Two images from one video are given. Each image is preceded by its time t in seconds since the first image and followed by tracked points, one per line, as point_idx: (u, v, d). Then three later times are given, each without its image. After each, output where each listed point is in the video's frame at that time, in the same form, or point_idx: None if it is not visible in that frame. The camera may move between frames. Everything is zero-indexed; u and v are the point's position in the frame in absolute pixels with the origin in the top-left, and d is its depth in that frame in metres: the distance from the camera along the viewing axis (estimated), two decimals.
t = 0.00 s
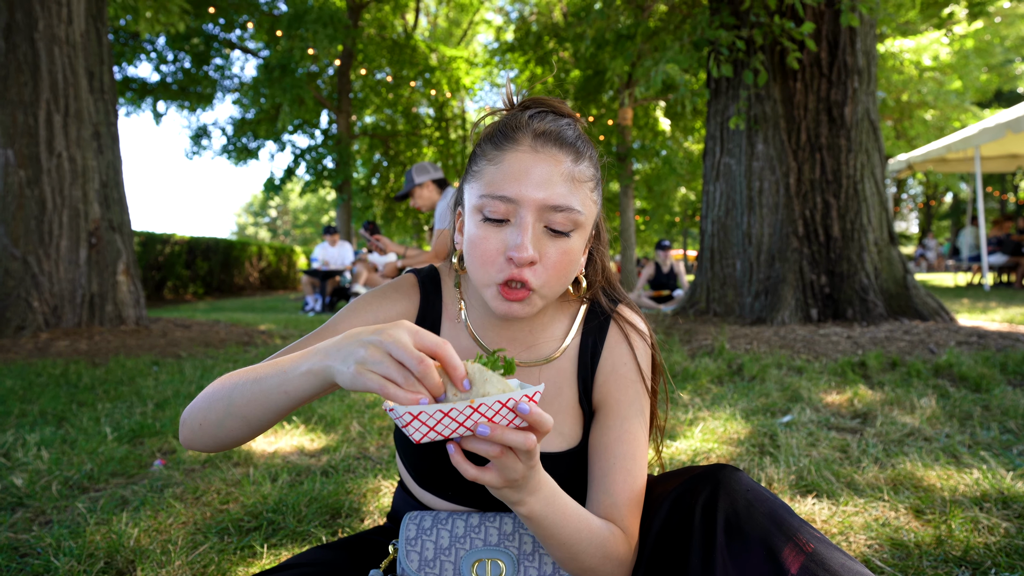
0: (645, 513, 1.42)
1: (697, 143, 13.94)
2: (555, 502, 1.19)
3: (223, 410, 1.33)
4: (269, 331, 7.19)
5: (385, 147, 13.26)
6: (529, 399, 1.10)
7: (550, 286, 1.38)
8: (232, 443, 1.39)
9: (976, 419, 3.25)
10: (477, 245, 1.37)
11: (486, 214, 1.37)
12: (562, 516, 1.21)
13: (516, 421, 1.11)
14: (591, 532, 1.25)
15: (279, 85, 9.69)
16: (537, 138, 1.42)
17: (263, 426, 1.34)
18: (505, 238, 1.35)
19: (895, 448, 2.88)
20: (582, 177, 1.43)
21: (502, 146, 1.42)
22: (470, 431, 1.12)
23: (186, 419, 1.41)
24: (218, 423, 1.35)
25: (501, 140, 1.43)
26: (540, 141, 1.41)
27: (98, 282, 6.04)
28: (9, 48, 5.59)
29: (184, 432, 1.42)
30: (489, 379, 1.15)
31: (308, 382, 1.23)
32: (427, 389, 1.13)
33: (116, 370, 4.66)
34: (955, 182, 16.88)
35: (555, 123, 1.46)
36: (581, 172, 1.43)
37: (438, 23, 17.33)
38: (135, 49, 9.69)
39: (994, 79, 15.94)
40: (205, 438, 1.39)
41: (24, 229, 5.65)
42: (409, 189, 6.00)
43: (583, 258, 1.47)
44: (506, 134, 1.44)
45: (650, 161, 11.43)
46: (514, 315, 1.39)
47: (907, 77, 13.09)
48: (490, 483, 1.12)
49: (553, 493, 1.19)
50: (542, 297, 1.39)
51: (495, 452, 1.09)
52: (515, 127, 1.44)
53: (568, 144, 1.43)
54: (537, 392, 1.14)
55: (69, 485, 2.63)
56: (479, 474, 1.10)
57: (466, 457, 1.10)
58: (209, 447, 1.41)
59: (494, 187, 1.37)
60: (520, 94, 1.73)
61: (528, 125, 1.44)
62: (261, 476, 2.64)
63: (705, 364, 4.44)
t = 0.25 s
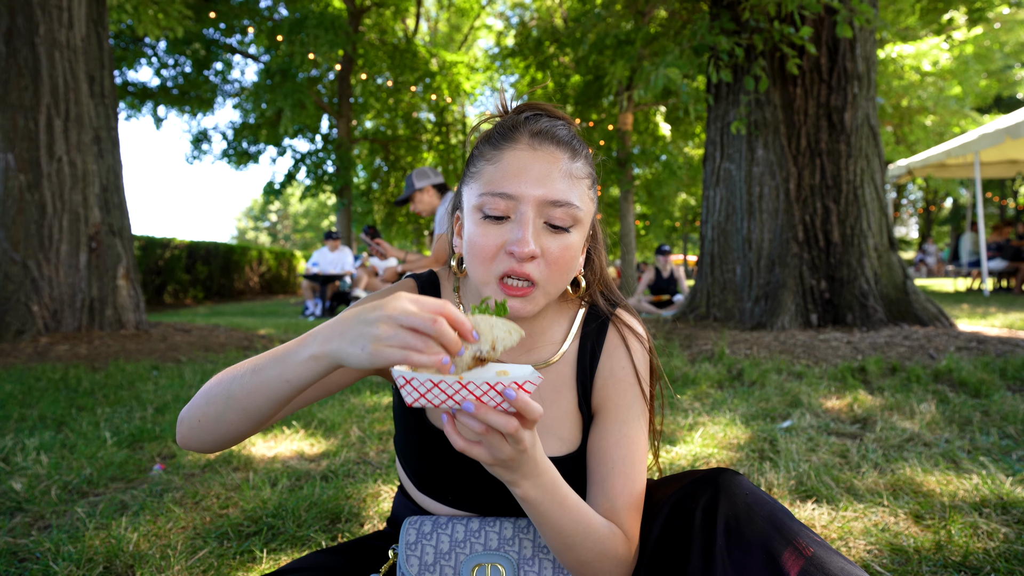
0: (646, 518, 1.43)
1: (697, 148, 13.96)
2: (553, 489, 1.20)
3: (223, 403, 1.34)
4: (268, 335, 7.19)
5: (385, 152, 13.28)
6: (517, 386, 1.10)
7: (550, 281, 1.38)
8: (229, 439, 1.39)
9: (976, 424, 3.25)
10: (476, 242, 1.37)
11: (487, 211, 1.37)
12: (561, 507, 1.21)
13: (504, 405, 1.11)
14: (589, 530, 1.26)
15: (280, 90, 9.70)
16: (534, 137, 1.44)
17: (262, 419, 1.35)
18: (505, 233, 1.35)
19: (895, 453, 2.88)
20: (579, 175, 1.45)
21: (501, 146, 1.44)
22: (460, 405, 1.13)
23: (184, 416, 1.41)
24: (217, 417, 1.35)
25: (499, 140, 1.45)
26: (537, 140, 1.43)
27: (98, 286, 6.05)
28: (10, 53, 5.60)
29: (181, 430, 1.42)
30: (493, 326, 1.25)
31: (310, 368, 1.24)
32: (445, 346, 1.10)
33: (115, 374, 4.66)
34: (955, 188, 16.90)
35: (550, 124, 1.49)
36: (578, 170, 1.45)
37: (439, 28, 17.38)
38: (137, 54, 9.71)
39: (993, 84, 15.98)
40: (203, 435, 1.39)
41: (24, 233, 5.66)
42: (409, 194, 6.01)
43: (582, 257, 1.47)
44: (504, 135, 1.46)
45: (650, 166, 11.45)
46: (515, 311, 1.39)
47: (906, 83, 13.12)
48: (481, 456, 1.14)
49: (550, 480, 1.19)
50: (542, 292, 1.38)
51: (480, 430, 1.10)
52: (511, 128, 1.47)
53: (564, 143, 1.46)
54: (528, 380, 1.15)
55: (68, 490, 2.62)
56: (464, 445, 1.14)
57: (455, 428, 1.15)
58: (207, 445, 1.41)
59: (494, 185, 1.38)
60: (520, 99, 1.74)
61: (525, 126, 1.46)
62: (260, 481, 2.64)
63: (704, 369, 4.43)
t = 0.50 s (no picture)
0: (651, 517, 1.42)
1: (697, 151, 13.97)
2: (549, 466, 1.20)
3: (234, 384, 1.32)
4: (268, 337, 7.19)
5: (386, 154, 13.29)
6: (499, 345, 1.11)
7: (544, 276, 1.36)
8: (234, 424, 1.37)
9: (976, 426, 3.25)
10: (471, 234, 1.37)
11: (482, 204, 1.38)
12: (559, 487, 1.21)
13: (490, 363, 1.12)
14: (588, 520, 1.25)
15: (280, 92, 9.71)
16: (533, 134, 1.45)
17: (274, 401, 1.34)
18: (499, 225, 1.35)
19: (895, 455, 2.88)
20: (576, 172, 1.45)
21: (500, 143, 1.46)
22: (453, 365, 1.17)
23: (186, 402, 1.38)
24: (225, 399, 1.33)
25: (500, 138, 1.47)
26: (535, 136, 1.44)
27: (98, 288, 6.05)
28: (10, 54, 5.61)
29: (183, 416, 1.39)
30: (502, 284, 1.27)
31: (333, 345, 1.26)
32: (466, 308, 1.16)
33: (115, 376, 4.66)
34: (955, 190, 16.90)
35: (551, 124, 1.50)
36: (575, 167, 1.45)
37: (439, 30, 17.40)
38: (137, 56, 9.72)
39: (993, 87, 15.99)
40: (207, 419, 1.36)
41: (24, 234, 5.66)
42: (409, 196, 6.01)
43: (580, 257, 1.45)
44: (505, 133, 1.47)
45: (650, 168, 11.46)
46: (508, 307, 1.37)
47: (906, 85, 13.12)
48: (478, 418, 1.15)
49: (547, 455, 1.20)
50: (536, 288, 1.36)
51: (470, 388, 1.12)
52: (513, 127, 1.48)
53: (563, 141, 1.46)
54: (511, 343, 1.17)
55: (68, 492, 2.62)
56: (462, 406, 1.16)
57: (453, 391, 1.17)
58: (209, 431, 1.39)
59: (490, 178, 1.39)
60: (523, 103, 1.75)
61: (526, 124, 1.47)
62: (260, 483, 2.64)
63: (704, 371, 4.43)
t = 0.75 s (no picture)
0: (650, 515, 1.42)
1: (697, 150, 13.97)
2: (552, 471, 1.20)
3: (233, 376, 1.33)
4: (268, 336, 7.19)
5: (385, 154, 13.29)
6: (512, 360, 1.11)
7: (547, 276, 1.36)
8: (235, 418, 1.38)
9: (975, 426, 3.25)
10: (474, 235, 1.37)
11: (484, 205, 1.37)
12: (561, 490, 1.21)
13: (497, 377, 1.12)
14: (589, 519, 1.25)
15: (280, 91, 9.70)
16: (533, 134, 1.45)
17: (273, 394, 1.34)
18: (502, 226, 1.34)
19: (894, 455, 2.88)
20: (577, 171, 1.45)
21: (500, 143, 1.45)
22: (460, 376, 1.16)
23: (188, 397, 1.39)
24: (225, 392, 1.34)
25: (500, 137, 1.47)
26: (536, 136, 1.44)
27: (97, 287, 6.05)
28: (9, 53, 5.61)
29: (185, 411, 1.39)
30: (496, 299, 1.25)
31: (328, 335, 1.26)
32: (447, 315, 1.16)
33: (114, 375, 4.66)
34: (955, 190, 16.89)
35: (551, 123, 1.50)
36: (577, 166, 1.45)
37: (439, 30, 17.40)
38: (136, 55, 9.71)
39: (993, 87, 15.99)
40: (208, 413, 1.37)
41: (24, 233, 5.66)
42: (408, 196, 6.01)
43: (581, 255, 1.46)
44: (505, 132, 1.47)
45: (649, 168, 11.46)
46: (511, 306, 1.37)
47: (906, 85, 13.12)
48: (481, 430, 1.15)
49: (553, 461, 1.20)
50: (539, 287, 1.36)
51: (477, 401, 1.12)
52: (512, 126, 1.48)
53: (563, 140, 1.46)
54: (526, 357, 1.16)
55: (67, 490, 2.62)
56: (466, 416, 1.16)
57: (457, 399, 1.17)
58: (211, 426, 1.39)
59: (492, 179, 1.39)
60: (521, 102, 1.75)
61: (525, 123, 1.47)
62: (260, 481, 2.64)
63: (703, 371, 4.43)
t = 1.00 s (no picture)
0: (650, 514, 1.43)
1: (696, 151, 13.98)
2: (554, 470, 1.20)
3: (235, 392, 1.33)
4: (267, 337, 7.18)
5: (385, 154, 13.30)
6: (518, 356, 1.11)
7: (547, 280, 1.38)
8: (238, 431, 1.38)
9: (974, 427, 3.26)
10: (473, 244, 1.38)
11: (481, 215, 1.37)
12: (563, 488, 1.21)
13: (506, 376, 1.12)
14: (589, 517, 1.25)
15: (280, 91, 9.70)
16: (526, 138, 1.44)
17: (275, 408, 1.34)
18: (501, 235, 1.35)
19: (894, 456, 2.88)
20: (572, 174, 1.45)
21: (494, 148, 1.45)
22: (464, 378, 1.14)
23: (190, 409, 1.40)
24: (227, 407, 1.34)
25: (493, 142, 1.46)
26: (529, 141, 1.44)
27: (97, 287, 6.05)
28: (10, 54, 5.61)
29: (188, 424, 1.40)
30: (500, 313, 1.27)
31: (328, 354, 1.26)
32: (450, 331, 1.15)
33: (114, 375, 4.66)
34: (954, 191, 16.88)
35: (543, 124, 1.50)
36: (571, 169, 1.45)
37: (439, 30, 17.40)
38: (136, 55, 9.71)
39: (993, 88, 15.99)
40: (211, 427, 1.37)
41: (24, 233, 5.66)
42: (408, 196, 6.02)
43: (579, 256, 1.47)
44: (497, 137, 1.47)
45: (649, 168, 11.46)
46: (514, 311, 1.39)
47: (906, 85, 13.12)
48: (488, 433, 1.15)
49: (555, 460, 1.20)
50: (540, 291, 1.39)
51: (485, 403, 1.11)
52: (504, 129, 1.48)
53: (557, 143, 1.46)
54: (529, 352, 1.16)
55: (67, 491, 2.62)
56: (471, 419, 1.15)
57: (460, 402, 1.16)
58: (214, 439, 1.40)
59: (488, 187, 1.39)
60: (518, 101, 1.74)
61: (518, 127, 1.47)
62: (259, 482, 2.64)
63: (703, 371, 4.43)
